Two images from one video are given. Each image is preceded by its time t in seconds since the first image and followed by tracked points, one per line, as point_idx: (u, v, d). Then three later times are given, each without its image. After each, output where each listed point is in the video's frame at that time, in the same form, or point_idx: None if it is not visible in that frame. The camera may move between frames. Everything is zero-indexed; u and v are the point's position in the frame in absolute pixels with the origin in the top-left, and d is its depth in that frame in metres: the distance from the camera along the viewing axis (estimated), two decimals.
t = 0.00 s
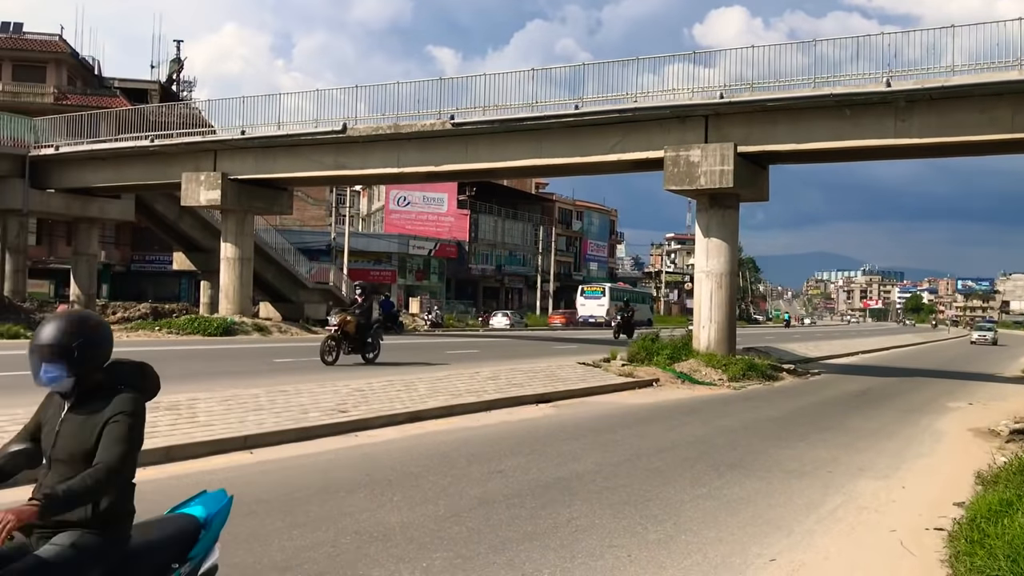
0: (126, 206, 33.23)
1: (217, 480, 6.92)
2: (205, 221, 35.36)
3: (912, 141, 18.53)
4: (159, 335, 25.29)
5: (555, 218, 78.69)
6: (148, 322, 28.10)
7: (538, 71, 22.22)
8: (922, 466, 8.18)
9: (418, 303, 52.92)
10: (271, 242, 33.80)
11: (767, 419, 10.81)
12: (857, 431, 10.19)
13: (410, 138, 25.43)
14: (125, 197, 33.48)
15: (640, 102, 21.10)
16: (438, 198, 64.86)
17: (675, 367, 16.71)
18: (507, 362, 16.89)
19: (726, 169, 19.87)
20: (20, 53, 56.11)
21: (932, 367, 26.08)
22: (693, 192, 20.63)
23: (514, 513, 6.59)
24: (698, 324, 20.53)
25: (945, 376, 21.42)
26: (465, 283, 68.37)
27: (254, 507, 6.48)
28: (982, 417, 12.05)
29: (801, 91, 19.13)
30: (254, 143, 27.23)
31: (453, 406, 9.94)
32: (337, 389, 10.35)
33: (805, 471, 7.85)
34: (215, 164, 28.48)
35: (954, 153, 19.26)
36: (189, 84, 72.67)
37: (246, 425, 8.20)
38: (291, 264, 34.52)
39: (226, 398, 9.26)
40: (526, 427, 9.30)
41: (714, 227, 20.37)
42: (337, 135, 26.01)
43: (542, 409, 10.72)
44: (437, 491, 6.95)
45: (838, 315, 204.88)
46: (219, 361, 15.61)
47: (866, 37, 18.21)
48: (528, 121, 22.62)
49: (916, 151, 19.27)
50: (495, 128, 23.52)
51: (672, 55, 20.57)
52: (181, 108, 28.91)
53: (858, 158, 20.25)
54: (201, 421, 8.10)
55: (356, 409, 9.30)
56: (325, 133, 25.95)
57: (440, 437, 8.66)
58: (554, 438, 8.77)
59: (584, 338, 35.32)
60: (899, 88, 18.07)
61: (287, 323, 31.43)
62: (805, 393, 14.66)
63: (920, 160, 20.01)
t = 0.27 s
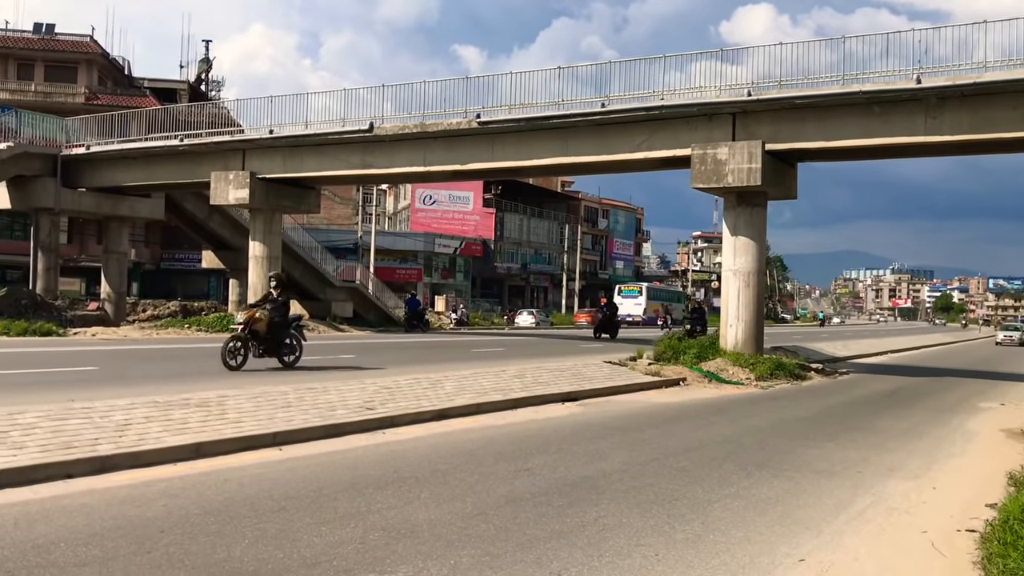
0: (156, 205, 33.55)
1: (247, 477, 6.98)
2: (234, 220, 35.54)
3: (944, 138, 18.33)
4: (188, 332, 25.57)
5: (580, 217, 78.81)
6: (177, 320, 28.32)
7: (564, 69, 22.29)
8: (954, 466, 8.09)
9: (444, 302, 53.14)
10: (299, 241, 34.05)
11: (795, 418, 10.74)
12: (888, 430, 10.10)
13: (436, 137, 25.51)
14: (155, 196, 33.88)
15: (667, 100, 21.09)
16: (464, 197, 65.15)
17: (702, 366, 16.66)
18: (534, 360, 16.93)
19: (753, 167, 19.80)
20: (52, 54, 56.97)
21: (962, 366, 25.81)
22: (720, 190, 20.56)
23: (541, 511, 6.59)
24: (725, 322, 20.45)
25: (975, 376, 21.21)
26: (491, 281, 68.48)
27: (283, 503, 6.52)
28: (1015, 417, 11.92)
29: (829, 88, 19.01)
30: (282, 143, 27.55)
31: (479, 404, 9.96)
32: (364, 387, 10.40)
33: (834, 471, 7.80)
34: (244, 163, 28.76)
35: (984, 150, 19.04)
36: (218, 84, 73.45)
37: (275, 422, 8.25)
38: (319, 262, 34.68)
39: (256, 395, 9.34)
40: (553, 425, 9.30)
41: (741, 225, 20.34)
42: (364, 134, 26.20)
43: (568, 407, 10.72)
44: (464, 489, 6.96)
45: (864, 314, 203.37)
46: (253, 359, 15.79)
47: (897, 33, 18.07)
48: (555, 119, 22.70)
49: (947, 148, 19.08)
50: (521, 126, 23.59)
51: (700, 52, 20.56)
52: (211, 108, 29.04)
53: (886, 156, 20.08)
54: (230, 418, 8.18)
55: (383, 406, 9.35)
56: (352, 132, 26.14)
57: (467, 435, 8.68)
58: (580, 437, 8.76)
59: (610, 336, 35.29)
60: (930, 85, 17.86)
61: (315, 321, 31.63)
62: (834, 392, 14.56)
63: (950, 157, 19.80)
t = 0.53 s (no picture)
0: (184, 204, 33.89)
1: (275, 474, 7.03)
2: (262, 220, 35.63)
3: (976, 135, 18.13)
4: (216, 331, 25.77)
5: (606, 215, 78.87)
6: (205, 318, 28.59)
7: (590, 67, 22.33)
8: (986, 468, 8.00)
9: (469, 301, 53.28)
10: (325, 240, 34.48)
11: (825, 419, 10.65)
12: (919, 431, 10.00)
13: (462, 136, 25.54)
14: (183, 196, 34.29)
15: (694, 98, 21.04)
16: (489, 196, 65.42)
17: (729, 365, 16.54)
18: (561, 360, 16.95)
19: (781, 165, 19.69)
20: (83, 55, 57.69)
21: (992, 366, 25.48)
22: (748, 188, 20.46)
23: (568, 510, 6.58)
24: (752, 322, 20.27)
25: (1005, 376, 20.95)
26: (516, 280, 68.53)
27: (311, 501, 6.56)
28: None
29: (858, 85, 18.86)
30: (309, 142, 27.75)
31: (505, 402, 9.97)
32: (391, 385, 10.44)
33: (864, 471, 7.73)
34: (271, 163, 28.98)
35: (1015, 147, 18.82)
36: (245, 83, 74.13)
37: (302, 420, 8.29)
38: (344, 261, 35.09)
39: (284, 392, 9.38)
40: (579, 424, 9.28)
41: (769, 223, 20.22)
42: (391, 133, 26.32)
43: (594, 407, 10.70)
44: (491, 487, 6.97)
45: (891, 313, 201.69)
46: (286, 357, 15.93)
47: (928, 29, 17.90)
48: (580, 117, 22.72)
49: (977, 145, 18.86)
50: (547, 125, 23.60)
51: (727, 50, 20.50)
52: (238, 108, 29.12)
53: (914, 153, 19.87)
54: (259, 416, 8.25)
55: (409, 405, 9.37)
56: (379, 131, 26.28)
57: (494, 433, 8.68)
58: (606, 436, 8.74)
59: (635, 336, 35.17)
60: (961, 81, 17.66)
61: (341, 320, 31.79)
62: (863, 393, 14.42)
63: (980, 154, 19.58)
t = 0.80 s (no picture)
0: (213, 204, 34.01)
1: (304, 472, 7.08)
2: (289, 219, 36.09)
3: (1008, 132, 17.96)
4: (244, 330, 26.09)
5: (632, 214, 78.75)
6: (233, 318, 28.84)
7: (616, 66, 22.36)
8: (1021, 468, 7.90)
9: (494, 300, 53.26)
10: (351, 238, 34.84)
11: (856, 418, 10.56)
12: (952, 432, 9.89)
13: (488, 136, 25.59)
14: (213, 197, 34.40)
15: (721, 96, 21.00)
16: (514, 195, 65.50)
17: (757, 365, 16.44)
18: (589, 359, 16.95)
19: (809, 163, 19.56)
20: (112, 57, 58.38)
21: None
22: (775, 187, 20.35)
23: (595, 510, 6.57)
24: (780, 321, 20.18)
25: None
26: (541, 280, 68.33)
27: (339, 498, 6.59)
28: None
29: (887, 82, 18.73)
30: (336, 142, 27.93)
31: (532, 401, 9.97)
32: (418, 384, 10.49)
33: (894, 472, 7.66)
34: (298, 163, 29.18)
35: None
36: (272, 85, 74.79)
37: (331, 418, 8.34)
38: (370, 260, 35.36)
39: (312, 391, 9.45)
40: (607, 424, 9.27)
41: (797, 222, 20.09)
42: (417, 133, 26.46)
43: (621, 406, 10.68)
44: (518, 486, 6.98)
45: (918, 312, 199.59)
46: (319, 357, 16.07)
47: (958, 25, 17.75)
48: (606, 116, 22.74)
49: (1009, 142, 18.66)
50: (572, 124, 23.62)
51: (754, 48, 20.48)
52: (266, 108, 29.40)
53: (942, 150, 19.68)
54: (288, 414, 8.31)
55: (436, 403, 9.39)
56: (405, 131, 26.42)
57: (521, 432, 8.69)
58: (633, 435, 8.73)
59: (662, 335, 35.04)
60: (993, 77, 17.51)
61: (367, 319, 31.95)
62: (895, 392, 14.27)
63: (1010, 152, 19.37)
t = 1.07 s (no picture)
0: (240, 205, 34.19)
1: (332, 470, 7.13)
2: (315, 220, 36.30)
3: None
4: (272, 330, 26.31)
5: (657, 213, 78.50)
6: (259, 318, 29.06)
7: (641, 65, 22.37)
8: None
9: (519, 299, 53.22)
10: (377, 238, 34.88)
11: (885, 418, 10.46)
12: (984, 432, 9.77)
13: (512, 136, 25.61)
14: (240, 197, 34.48)
15: (747, 94, 20.93)
16: (539, 194, 65.56)
17: (784, 364, 16.33)
18: (616, 358, 16.93)
19: (837, 161, 19.41)
20: (141, 59, 58.99)
21: None
22: (803, 185, 20.23)
23: (622, 510, 6.56)
24: (807, 320, 20.04)
25: None
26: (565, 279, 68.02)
27: (367, 497, 6.63)
28: None
29: (916, 79, 18.56)
30: (361, 143, 28.06)
31: (557, 401, 9.97)
32: (444, 383, 10.52)
33: (924, 473, 7.58)
34: (324, 164, 29.33)
35: None
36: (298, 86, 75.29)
37: (358, 417, 8.38)
38: (396, 260, 35.42)
39: (339, 390, 9.51)
40: (633, 423, 9.25)
41: (824, 220, 19.93)
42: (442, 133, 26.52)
43: (647, 406, 10.65)
44: (545, 485, 6.98)
45: (947, 311, 197.09)
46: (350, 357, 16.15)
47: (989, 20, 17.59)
48: (631, 115, 22.72)
49: None
50: (597, 122, 23.60)
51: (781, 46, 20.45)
52: (292, 109, 29.61)
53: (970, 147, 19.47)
54: (315, 412, 8.36)
55: (462, 403, 9.41)
56: (430, 131, 26.48)
57: (547, 432, 8.69)
58: (660, 435, 8.71)
59: (688, 335, 34.90)
60: None
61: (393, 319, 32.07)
62: (925, 392, 14.12)
63: None
